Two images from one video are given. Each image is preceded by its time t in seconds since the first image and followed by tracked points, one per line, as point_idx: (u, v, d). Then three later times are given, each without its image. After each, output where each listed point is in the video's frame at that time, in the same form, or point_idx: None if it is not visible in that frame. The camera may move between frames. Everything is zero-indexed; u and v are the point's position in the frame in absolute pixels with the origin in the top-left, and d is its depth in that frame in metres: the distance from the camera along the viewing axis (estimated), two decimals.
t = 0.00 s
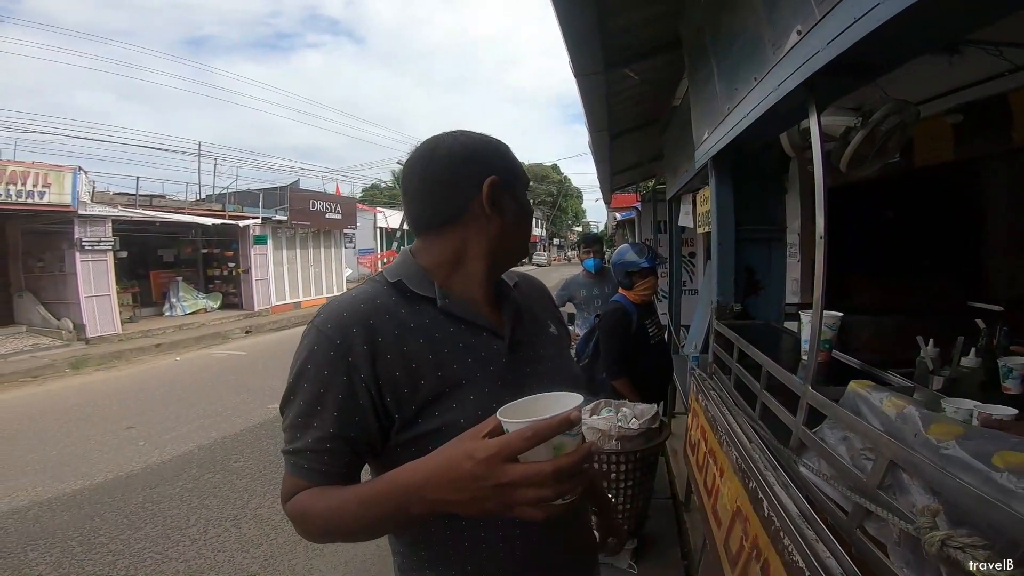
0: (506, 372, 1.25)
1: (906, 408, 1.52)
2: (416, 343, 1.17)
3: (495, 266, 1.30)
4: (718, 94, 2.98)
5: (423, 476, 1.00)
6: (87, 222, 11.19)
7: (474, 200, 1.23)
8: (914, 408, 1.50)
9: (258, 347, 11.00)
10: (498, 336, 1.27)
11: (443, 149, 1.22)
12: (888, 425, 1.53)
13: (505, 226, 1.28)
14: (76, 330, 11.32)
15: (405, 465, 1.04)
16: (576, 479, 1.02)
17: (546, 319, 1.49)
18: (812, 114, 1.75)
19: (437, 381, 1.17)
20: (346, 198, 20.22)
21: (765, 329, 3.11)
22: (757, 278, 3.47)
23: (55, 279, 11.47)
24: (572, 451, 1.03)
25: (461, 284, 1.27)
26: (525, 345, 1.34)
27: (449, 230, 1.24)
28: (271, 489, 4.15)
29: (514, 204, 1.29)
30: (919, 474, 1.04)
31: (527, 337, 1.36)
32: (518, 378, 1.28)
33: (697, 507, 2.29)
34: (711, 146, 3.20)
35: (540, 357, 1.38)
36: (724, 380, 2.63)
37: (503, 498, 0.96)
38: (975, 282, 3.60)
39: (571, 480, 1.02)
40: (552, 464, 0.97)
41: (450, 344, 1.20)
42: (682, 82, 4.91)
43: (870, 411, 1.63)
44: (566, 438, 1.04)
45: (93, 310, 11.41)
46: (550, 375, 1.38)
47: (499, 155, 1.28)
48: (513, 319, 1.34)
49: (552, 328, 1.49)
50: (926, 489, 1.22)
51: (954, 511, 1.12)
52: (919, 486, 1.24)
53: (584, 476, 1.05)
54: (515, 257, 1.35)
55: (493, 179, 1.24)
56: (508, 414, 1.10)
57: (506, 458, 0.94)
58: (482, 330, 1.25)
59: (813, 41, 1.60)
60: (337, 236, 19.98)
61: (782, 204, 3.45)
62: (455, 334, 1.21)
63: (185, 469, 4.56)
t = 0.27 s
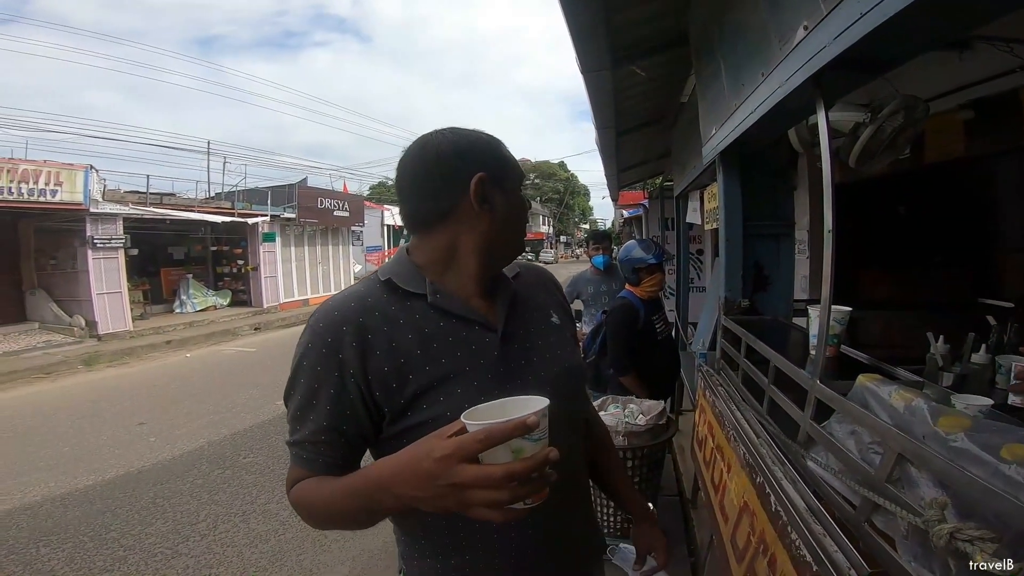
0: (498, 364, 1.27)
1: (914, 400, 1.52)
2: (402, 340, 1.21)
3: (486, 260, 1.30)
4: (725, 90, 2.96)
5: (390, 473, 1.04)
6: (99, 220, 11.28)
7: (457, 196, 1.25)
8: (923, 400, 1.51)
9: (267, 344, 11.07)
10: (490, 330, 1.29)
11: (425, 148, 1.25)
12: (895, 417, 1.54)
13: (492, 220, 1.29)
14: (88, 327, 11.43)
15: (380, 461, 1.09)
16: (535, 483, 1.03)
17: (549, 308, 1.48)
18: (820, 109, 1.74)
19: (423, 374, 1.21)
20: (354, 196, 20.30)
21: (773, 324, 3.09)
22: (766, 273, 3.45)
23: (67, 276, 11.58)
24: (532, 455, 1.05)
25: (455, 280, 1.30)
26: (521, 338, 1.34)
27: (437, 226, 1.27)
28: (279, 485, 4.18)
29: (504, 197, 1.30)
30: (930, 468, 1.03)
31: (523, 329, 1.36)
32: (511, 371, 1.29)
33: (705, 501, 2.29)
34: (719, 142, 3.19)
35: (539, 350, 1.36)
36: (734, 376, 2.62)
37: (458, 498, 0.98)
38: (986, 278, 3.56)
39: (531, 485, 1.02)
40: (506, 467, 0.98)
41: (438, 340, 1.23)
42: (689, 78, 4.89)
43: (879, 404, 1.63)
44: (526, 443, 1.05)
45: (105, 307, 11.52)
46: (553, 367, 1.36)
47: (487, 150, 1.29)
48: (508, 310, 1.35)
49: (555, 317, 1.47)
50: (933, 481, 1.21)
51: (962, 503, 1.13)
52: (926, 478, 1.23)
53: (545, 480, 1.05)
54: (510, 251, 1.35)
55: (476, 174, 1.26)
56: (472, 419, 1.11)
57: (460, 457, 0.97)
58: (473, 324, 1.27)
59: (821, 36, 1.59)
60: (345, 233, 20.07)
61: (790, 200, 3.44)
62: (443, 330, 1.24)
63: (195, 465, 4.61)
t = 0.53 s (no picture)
0: (497, 363, 1.30)
1: (927, 396, 1.52)
2: (400, 336, 1.30)
3: (484, 256, 1.33)
4: (737, 88, 2.95)
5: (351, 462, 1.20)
6: (111, 217, 11.38)
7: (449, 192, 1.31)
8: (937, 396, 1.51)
9: (277, 339, 11.16)
10: (493, 330, 1.32)
11: (423, 149, 1.33)
12: (907, 413, 1.54)
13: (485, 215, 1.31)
14: (101, 322, 11.55)
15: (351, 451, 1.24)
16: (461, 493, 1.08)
17: (565, 310, 1.47)
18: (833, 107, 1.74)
19: (417, 369, 1.29)
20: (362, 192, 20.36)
21: (783, 323, 3.07)
22: (777, 270, 3.44)
23: (80, 272, 11.70)
24: (460, 468, 1.10)
25: (457, 277, 1.37)
26: (529, 339, 1.36)
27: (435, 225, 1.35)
28: (290, 480, 4.22)
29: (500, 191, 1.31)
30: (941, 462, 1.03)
31: (532, 330, 1.38)
32: (509, 371, 1.31)
33: (714, 497, 2.29)
34: (730, 140, 3.19)
35: (546, 353, 1.37)
36: (744, 373, 2.61)
37: (389, 495, 1.10)
38: (999, 277, 3.54)
39: (454, 495, 1.08)
40: (422, 475, 1.06)
41: (434, 338, 1.30)
42: (699, 76, 4.87)
43: (891, 401, 1.63)
44: (457, 456, 1.10)
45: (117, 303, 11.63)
46: (558, 371, 1.36)
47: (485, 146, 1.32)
48: (514, 309, 1.38)
49: (572, 321, 1.46)
50: (945, 477, 1.22)
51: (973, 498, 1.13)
52: (938, 474, 1.24)
53: (471, 492, 1.10)
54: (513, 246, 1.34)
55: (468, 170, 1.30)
56: (429, 424, 1.19)
57: (388, 457, 1.10)
58: (473, 322, 1.32)
59: (834, 35, 1.59)
60: (353, 229, 20.14)
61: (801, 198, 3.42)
62: (441, 327, 1.30)
63: (206, 459, 4.66)
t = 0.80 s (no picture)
0: (492, 367, 1.36)
1: (937, 397, 1.53)
2: (406, 323, 1.41)
3: (474, 251, 1.39)
4: (747, 88, 2.94)
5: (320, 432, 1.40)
6: (121, 213, 11.45)
7: (446, 193, 1.43)
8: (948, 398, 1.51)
9: (283, 336, 11.20)
10: (496, 330, 1.38)
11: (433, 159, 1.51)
12: (915, 413, 1.55)
13: (471, 210, 1.39)
14: (110, 318, 11.63)
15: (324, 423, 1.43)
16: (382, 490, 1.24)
17: (581, 315, 1.46)
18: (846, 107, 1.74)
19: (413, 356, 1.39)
20: (369, 190, 20.40)
21: (791, 322, 3.07)
22: (785, 270, 3.43)
23: (90, 268, 11.78)
24: (382, 470, 1.23)
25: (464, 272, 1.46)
26: (533, 346, 1.40)
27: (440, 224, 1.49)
28: (297, 476, 4.24)
29: (481, 186, 1.38)
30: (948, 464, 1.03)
31: (538, 335, 1.41)
32: (504, 379, 1.36)
33: (720, 496, 2.29)
34: (740, 140, 3.18)
35: (547, 363, 1.39)
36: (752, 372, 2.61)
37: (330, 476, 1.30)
38: (1008, 278, 3.51)
39: (375, 490, 1.24)
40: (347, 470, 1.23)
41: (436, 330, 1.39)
42: (708, 75, 4.86)
43: (900, 401, 1.63)
44: (382, 457, 1.23)
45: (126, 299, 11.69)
46: (555, 384, 1.38)
47: (473, 145, 1.41)
48: (524, 310, 1.41)
49: (586, 328, 1.45)
50: (954, 478, 1.22)
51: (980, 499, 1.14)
52: (947, 476, 1.24)
53: (391, 491, 1.24)
54: (499, 238, 1.37)
55: (457, 170, 1.41)
56: (380, 419, 1.32)
57: (328, 446, 1.28)
58: (476, 319, 1.39)
59: (848, 36, 1.59)
60: (360, 227, 20.18)
61: (810, 199, 3.41)
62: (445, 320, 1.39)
63: (213, 455, 4.69)
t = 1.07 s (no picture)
0: (489, 373, 1.35)
1: (950, 399, 1.52)
2: (409, 326, 1.42)
3: (480, 247, 1.40)
4: (758, 87, 2.92)
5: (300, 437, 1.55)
6: (128, 209, 11.50)
7: (456, 188, 1.44)
8: (960, 399, 1.51)
9: (288, 333, 11.23)
10: (497, 338, 1.38)
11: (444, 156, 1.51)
12: (928, 415, 1.54)
13: (478, 207, 1.39)
14: (117, 314, 11.69)
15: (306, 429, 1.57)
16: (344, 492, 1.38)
17: (590, 331, 1.41)
18: (860, 107, 1.72)
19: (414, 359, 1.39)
20: (374, 187, 20.42)
21: (800, 323, 3.05)
22: (794, 271, 3.41)
23: (97, 264, 11.84)
24: (345, 473, 1.37)
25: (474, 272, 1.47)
26: (534, 353, 1.38)
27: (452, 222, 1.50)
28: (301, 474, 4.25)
29: (489, 182, 1.38)
30: (963, 466, 1.02)
31: (541, 344, 1.38)
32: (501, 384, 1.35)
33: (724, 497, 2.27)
34: (749, 140, 3.17)
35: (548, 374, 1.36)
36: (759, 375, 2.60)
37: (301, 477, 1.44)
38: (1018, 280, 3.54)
39: (338, 492, 1.38)
40: (314, 470, 1.38)
41: (437, 334, 1.39)
42: (717, 74, 4.83)
43: (912, 402, 1.63)
44: (346, 462, 1.37)
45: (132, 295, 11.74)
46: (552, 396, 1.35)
47: (485, 140, 1.42)
48: (530, 320, 1.40)
49: (594, 345, 1.40)
50: (967, 480, 1.21)
51: (995, 500, 1.13)
52: (960, 477, 1.24)
53: (352, 493, 1.38)
54: (507, 233, 1.37)
55: (467, 166, 1.42)
56: (352, 429, 1.48)
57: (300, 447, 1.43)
58: (478, 324, 1.39)
59: (864, 35, 1.57)
60: (365, 224, 20.22)
61: (819, 200, 3.39)
62: (447, 325, 1.40)
63: (217, 452, 4.71)
